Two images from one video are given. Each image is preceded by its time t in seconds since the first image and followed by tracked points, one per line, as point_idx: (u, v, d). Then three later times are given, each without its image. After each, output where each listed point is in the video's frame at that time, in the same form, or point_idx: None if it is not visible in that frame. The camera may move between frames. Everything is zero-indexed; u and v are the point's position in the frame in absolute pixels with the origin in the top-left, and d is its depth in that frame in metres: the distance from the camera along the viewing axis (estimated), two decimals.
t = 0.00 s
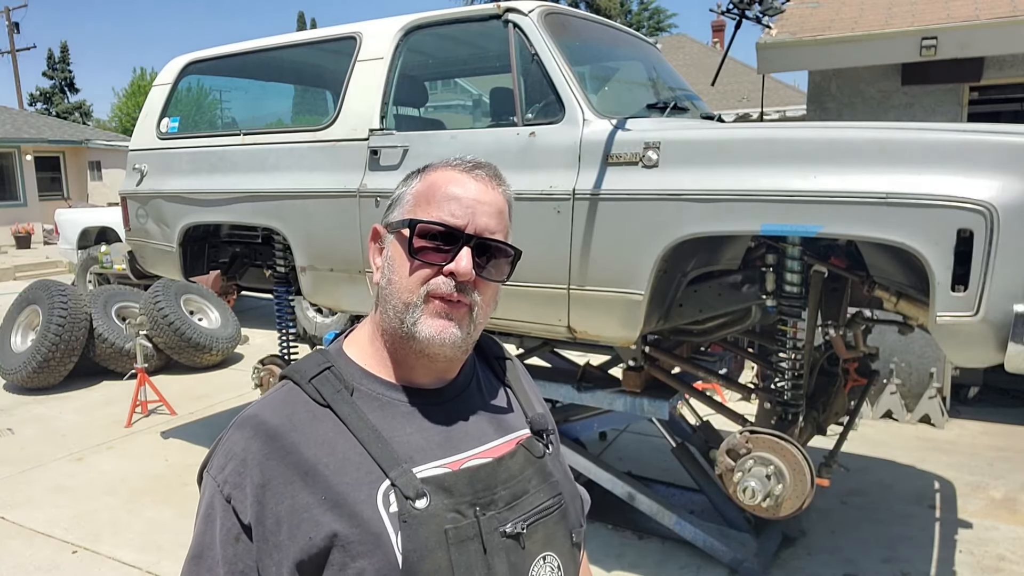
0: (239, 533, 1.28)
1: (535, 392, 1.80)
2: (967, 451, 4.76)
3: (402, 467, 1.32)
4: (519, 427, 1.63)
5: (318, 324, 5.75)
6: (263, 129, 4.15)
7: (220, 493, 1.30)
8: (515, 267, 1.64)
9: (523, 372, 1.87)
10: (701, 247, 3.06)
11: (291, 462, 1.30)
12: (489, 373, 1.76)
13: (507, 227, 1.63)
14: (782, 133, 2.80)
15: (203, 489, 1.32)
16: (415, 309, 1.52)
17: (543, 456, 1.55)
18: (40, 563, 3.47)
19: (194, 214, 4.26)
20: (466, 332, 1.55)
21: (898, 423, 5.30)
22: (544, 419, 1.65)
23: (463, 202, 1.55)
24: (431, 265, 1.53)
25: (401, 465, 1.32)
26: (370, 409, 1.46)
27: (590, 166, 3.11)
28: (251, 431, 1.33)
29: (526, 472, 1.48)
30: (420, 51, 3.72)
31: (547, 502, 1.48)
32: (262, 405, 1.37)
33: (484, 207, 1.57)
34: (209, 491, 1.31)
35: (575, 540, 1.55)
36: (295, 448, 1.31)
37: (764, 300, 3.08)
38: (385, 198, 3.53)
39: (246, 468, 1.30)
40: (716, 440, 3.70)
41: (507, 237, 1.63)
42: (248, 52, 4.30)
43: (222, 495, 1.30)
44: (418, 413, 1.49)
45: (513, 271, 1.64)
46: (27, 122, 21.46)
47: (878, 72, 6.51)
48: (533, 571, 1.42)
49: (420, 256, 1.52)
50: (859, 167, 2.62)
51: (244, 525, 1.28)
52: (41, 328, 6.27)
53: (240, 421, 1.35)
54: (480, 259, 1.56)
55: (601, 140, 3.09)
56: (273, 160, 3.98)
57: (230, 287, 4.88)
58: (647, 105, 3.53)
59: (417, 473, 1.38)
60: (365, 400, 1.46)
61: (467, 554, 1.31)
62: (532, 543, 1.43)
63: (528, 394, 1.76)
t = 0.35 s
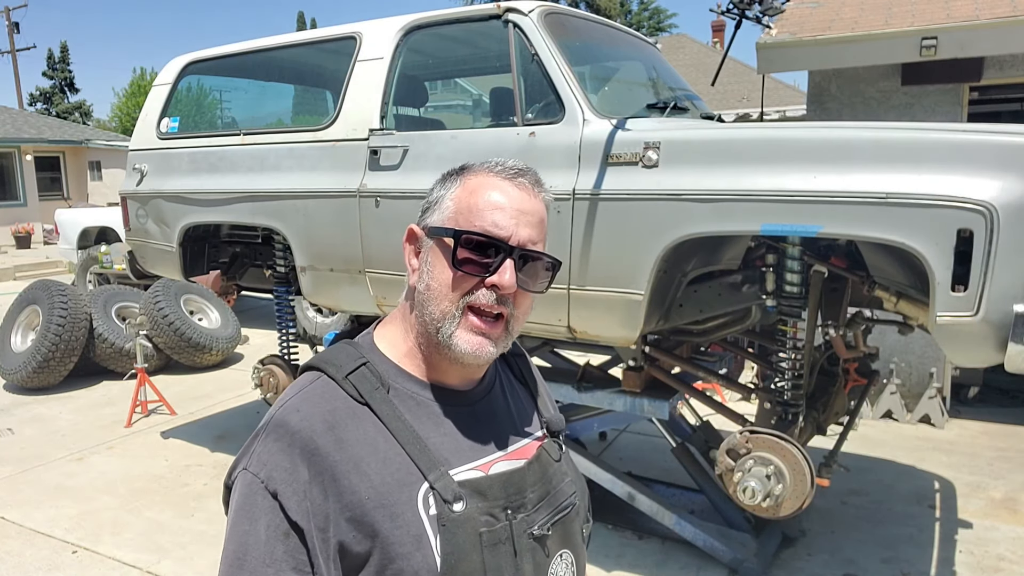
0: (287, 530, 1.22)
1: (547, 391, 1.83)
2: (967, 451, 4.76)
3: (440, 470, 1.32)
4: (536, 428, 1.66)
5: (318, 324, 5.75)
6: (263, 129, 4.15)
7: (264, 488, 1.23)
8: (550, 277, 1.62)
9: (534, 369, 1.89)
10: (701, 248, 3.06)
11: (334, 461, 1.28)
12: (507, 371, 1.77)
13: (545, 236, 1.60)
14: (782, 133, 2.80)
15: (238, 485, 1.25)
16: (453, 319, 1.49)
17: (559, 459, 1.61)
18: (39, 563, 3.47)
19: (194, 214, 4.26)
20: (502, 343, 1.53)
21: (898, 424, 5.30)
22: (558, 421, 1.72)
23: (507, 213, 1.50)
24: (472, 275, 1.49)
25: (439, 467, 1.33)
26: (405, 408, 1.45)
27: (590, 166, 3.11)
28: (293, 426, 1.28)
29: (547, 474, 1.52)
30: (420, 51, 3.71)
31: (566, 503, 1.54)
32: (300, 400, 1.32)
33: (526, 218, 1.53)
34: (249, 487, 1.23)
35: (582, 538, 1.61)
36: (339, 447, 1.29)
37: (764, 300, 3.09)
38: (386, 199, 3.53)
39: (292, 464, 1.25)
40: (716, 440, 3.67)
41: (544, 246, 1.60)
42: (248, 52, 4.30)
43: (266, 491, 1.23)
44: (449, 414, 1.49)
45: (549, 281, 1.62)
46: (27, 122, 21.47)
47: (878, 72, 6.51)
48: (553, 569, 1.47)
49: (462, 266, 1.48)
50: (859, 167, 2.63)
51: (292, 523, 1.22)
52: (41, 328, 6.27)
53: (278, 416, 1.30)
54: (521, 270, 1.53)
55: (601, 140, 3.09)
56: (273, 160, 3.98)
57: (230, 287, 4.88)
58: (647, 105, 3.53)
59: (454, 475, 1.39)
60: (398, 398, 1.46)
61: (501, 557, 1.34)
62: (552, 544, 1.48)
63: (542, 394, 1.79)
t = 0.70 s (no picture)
0: (306, 523, 1.24)
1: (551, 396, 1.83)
2: (967, 451, 4.76)
3: (454, 469, 1.32)
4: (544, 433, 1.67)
5: (318, 324, 5.75)
6: (263, 129, 4.15)
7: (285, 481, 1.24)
8: (564, 282, 1.62)
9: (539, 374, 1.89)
10: (701, 248, 3.06)
11: (352, 456, 1.28)
12: (515, 374, 1.77)
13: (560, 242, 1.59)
14: (782, 133, 2.79)
15: (258, 476, 1.26)
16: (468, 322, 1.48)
17: (563, 465, 1.62)
18: (39, 563, 3.47)
19: (194, 214, 4.26)
20: (515, 347, 1.52)
21: (898, 424, 5.30)
22: (563, 427, 1.72)
23: (523, 216, 1.51)
24: (488, 277, 1.48)
25: (453, 466, 1.32)
26: (421, 405, 1.46)
27: (590, 166, 3.11)
28: (314, 418, 1.29)
29: (554, 478, 1.53)
30: (420, 51, 3.71)
31: (571, 507, 1.55)
32: (320, 394, 1.33)
33: (542, 222, 1.53)
34: (269, 479, 1.24)
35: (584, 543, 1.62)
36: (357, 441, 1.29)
37: (764, 300, 3.09)
38: (386, 198, 3.53)
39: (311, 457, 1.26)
40: (716, 440, 3.66)
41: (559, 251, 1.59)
42: (248, 52, 4.30)
43: (287, 484, 1.24)
44: (462, 413, 1.49)
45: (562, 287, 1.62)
46: (27, 122, 21.48)
47: (878, 72, 6.51)
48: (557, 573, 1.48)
49: (478, 267, 1.47)
50: (859, 167, 2.62)
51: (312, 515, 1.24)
52: (41, 328, 6.27)
53: (299, 409, 1.30)
54: (536, 274, 1.52)
55: (601, 140, 3.09)
56: (273, 160, 3.98)
57: (230, 287, 4.88)
58: (647, 105, 3.53)
59: (467, 474, 1.39)
60: (415, 395, 1.46)
61: (510, 557, 1.34)
62: (557, 547, 1.49)
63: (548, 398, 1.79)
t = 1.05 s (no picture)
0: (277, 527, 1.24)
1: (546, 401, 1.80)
2: (967, 451, 4.76)
3: (430, 472, 1.31)
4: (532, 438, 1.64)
5: (319, 324, 5.75)
6: (263, 129, 4.15)
7: (257, 484, 1.25)
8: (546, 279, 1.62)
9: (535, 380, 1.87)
10: (701, 248, 3.06)
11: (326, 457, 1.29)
12: (505, 381, 1.76)
13: (539, 238, 1.60)
14: (782, 133, 2.79)
15: (231, 478, 1.27)
16: (446, 324, 1.49)
17: (554, 469, 1.57)
18: (40, 563, 3.47)
19: (194, 214, 4.27)
20: (496, 347, 1.52)
21: (897, 424, 5.30)
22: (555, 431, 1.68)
23: (496, 214, 1.51)
24: (463, 277, 1.50)
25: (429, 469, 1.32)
26: (400, 409, 1.46)
27: (590, 166, 3.11)
28: (289, 421, 1.30)
29: (541, 483, 1.49)
30: (420, 51, 3.71)
31: (559, 514, 1.50)
32: (297, 396, 1.34)
33: (516, 219, 1.53)
34: (242, 482, 1.25)
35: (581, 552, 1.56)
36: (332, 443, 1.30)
37: (764, 300, 3.09)
38: (385, 199, 3.53)
39: (285, 460, 1.27)
40: (716, 440, 3.66)
41: (537, 247, 1.60)
42: (248, 52, 4.30)
43: (259, 487, 1.25)
44: (443, 416, 1.49)
45: (544, 284, 1.61)
46: (27, 122, 21.45)
47: (878, 72, 6.51)
48: None
49: (452, 268, 1.49)
50: (859, 167, 2.62)
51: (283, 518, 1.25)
52: (41, 328, 6.27)
53: (277, 409, 1.32)
54: (512, 272, 1.53)
55: (601, 140, 3.09)
56: (273, 160, 3.98)
57: (230, 287, 4.88)
58: (647, 105, 3.53)
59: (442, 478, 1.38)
60: (394, 399, 1.46)
61: (487, 563, 1.31)
62: (544, 554, 1.44)
63: (542, 404, 1.76)
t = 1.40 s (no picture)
0: (237, 535, 1.27)
1: (531, 408, 1.79)
2: (967, 451, 4.75)
3: (394, 479, 1.32)
4: (511, 446, 1.62)
5: (319, 324, 5.76)
6: (263, 129, 4.15)
7: (216, 492, 1.29)
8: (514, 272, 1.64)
9: (520, 386, 1.85)
10: (701, 248, 3.06)
11: (287, 465, 1.31)
12: (486, 387, 1.75)
13: (502, 230, 1.62)
14: (783, 133, 2.79)
15: (196, 486, 1.31)
16: (417, 323, 1.51)
17: (533, 476, 1.54)
18: (40, 563, 3.47)
19: (194, 214, 4.27)
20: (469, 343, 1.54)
21: (897, 424, 5.30)
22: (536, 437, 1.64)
23: (457, 210, 1.53)
24: (429, 276, 1.51)
25: (394, 476, 1.33)
26: (367, 416, 1.46)
27: (590, 165, 3.11)
28: (251, 428, 1.33)
29: (517, 490, 1.47)
30: (420, 51, 3.71)
31: (537, 522, 1.47)
32: (261, 404, 1.37)
33: (477, 212, 1.55)
34: (203, 491, 1.29)
35: (566, 560, 1.54)
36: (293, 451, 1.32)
37: (764, 301, 3.09)
38: (385, 199, 3.53)
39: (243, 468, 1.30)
40: (716, 440, 3.67)
41: (502, 240, 1.61)
42: (248, 52, 4.30)
43: (218, 495, 1.29)
44: (413, 421, 1.50)
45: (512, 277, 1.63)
46: (26, 122, 21.43)
47: (878, 72, 6.51)
48: None
49: (418, 268, 1.51)
50: (859, 167, 2.62)
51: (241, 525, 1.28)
52: (41, 328, 6.27)
53: (239, 418, 1.35)
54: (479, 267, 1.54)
55: (601, 140, 3.09)
56: (273, 160, 3.98)
57: (229, 287, 4.88)
58: (647, 105, 3.53)
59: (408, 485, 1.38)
60: (361, 406, 1.47)
61: (453, 571, 1.31)
62: (520, 563, 1.42)
63: (525, 412, 1.75)
